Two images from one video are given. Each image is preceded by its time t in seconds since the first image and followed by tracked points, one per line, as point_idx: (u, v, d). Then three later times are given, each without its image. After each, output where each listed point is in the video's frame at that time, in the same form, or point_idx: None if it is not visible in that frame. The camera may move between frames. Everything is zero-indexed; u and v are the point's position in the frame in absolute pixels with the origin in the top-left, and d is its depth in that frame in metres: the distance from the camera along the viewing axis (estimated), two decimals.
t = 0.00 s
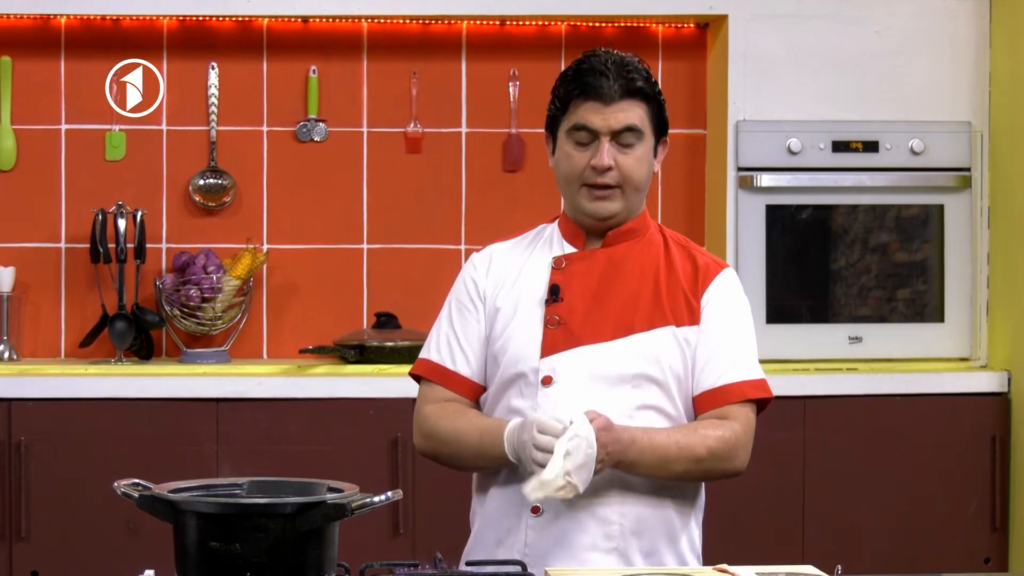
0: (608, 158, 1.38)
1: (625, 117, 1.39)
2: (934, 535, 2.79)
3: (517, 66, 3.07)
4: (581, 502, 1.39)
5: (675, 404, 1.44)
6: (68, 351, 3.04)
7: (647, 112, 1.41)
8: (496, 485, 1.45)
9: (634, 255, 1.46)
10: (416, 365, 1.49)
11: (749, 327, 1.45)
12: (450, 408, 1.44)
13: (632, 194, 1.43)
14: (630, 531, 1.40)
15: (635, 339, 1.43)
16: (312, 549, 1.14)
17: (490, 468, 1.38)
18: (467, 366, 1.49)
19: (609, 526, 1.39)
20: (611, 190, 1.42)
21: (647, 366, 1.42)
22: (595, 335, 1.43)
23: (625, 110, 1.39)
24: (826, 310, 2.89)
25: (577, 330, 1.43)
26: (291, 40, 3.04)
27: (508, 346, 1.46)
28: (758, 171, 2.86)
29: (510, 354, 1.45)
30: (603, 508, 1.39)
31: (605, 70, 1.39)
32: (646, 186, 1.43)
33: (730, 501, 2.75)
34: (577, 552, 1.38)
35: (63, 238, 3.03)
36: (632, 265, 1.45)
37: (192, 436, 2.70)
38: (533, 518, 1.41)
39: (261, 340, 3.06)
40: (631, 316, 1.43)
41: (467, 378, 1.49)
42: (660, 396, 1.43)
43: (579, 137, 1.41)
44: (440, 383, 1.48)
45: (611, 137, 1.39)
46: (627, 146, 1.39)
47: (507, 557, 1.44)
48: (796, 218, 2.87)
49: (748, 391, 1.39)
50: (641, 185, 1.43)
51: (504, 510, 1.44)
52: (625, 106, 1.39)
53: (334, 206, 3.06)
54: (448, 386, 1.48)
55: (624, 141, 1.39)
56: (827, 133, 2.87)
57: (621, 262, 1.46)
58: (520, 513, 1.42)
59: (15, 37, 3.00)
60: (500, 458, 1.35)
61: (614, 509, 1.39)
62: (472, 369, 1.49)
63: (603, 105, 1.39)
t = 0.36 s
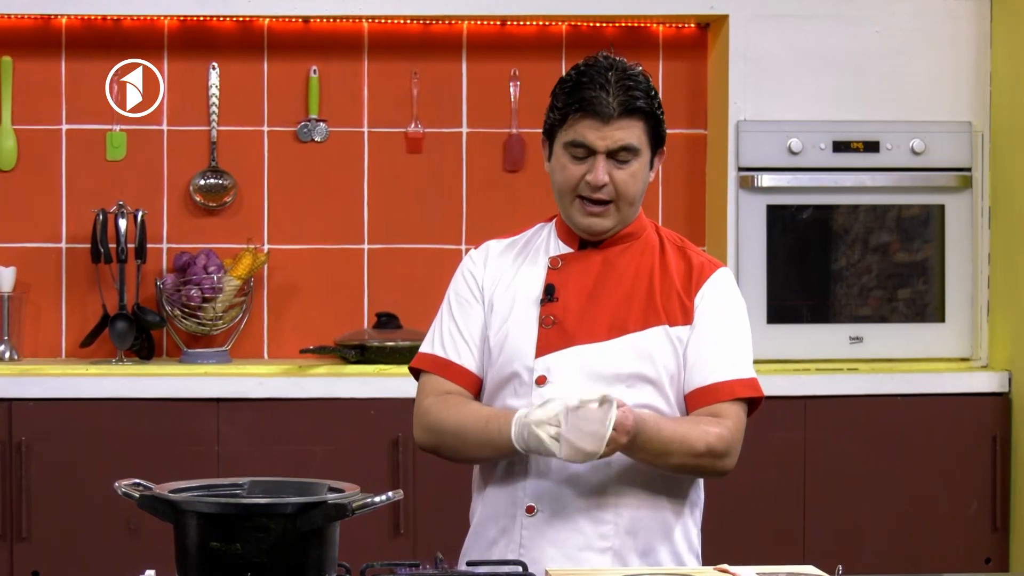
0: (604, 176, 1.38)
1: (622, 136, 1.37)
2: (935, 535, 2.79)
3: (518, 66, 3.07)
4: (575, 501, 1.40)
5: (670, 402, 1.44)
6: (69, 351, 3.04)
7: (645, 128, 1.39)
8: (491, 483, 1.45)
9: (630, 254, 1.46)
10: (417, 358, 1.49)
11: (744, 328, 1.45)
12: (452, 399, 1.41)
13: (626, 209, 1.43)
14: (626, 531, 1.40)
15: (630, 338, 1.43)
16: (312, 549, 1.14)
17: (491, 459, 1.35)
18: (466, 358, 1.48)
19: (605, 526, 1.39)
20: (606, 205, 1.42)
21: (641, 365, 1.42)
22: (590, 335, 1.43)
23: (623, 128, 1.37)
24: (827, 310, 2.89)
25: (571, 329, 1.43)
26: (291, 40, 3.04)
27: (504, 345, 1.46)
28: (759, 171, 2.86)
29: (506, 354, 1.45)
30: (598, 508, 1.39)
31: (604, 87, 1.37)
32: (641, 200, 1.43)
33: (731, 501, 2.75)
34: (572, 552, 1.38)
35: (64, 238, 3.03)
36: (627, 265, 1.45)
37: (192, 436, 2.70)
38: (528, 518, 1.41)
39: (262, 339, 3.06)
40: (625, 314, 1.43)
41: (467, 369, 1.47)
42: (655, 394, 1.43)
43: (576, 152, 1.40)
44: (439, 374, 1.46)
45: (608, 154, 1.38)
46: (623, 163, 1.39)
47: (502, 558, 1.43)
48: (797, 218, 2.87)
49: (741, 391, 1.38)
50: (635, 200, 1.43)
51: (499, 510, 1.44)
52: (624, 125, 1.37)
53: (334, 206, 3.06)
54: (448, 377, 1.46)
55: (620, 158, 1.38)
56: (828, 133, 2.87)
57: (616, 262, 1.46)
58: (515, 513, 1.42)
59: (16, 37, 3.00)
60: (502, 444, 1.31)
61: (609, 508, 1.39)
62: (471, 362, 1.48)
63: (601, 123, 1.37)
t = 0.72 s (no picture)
0: (617, 163, 1.37)
1: (629, 123, 1.37)
2: (936, 535, 2.79)
3: (519, 67, 3.07)
4: (576, 501, 1.39)
5: (671, 402, 1.43)
6: (69, 352, 3.04)
7: (647, 115, 1.40)
8: (490, 481, 1.45)
9: (632, 254, 1.46)
10: (417, 354, 1.48)
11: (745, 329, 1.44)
12: (457, 391, 1.41)
13: (639, 196, 1.42)
14: (626, 532, 1.39)
15: (631, 338, 1.43)
16: (313, 549, 1.14)
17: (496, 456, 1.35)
18: (468, 354, 1.47)
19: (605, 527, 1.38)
20: (619, 194, 1.41)
21: (642, 365, 1.42)
22: (592, 335, 1.43)
23: (629, 115, 1.38)
24: (827, 310, 2.89)
25: (574, 329, 1.44)
26: (292, 40, 3.04)
27: (507, 344, 1.46)
28: (759, 171, 2.87)
29: (509, 352, 1.46)
30: (598, 508, 1.39)
31: (603, 77, 1.38)
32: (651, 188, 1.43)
33: (731, 501, 2.75)
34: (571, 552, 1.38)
35: (65, 238, 3.03)
36: (629, 266, 1.45)
37: (193, 436, 2.70)
38: (528, 517, 1.40)
39: (262, 340, 3.06)
40: (627, 315, 1.43)
41: (469, 363, 1.47)
42: (658, 394, 1.43)
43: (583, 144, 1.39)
44: (440, 368, 1.46)
45: (617, 142, 1.38)
46: (632, 150, 1.39)
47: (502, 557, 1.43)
48: (797, 218, 2.87)
49: (740, 392, 1.38)
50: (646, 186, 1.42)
51: (500, 509, 1.43)
52: (629, 111, 1.38)
53: (335, 206, 3.06)
54: (452, 370, 1.46)
55: (628, 145, 1.38)
56: (828, 133, 2.87)
57: (618, 262, 1.46)
58: (515, 512, 1.41)
59: (16, 37, 3.00)
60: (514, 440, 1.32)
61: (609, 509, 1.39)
62: (473, 357, 1.48)
63: (607, 112, 1.37)
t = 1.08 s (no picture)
0: (624, 146, 1.37)
1: (637, 107, 1.38)
2: (937, 536, 2.79)
3: (519, 67, 3.07)
4: (576, 499, 1.38)
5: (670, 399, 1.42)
6: (70, 352, 3.03)
7: (654, 107, 1.41)
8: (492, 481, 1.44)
9: (635, 254, 1.46)
10: (419, 347, 1.47)
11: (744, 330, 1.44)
12: (468, 392, 1.39)
13: (646, 183, 1.40)
14: (626, 529, 1.38)
15: (634, 337, 1.42)
16: (314, 549, 1.14)
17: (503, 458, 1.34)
18: (471, 348, 1.46)
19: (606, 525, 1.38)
20: (627, 178, 1.39)
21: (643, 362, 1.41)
22: (594, 334, 1.42)
23: (637, 101, 1.38)
24: (828, 311, 2.89)
25: (576, 328, 1.43)
26: (293, 41, 3.04)
27: (509, 341, 1.45)
28: (760, 171, 2.87)
29: (512, 349, 1.45)
30: (599, 506, 1.38)
31: (611, 65, 1.40)
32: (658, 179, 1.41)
33: (731, 502, 2.75)
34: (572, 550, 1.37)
35: (65, 239, 3.03)
36: (632, 265, 1.45)
37: (194, 437, 2.71)
38: (529, 516, 1.39)
39: (262, 341, 3.05)
40: (629, 315, 1.43)
41: (471, 358, 1.46)
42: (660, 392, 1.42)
43: (591, 128, 1.40)
44: (442, 360, 1.45)
45: (625, 127, 1.38)
46: (640, 136, 1.38)
47: (502, 556, 1.42)
48: (798, 219, 2.87)
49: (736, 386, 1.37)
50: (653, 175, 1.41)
51: (501, 507, 1.43)
52: (637, 97, 1.38)
53: (336, 206, 3.06)
54: (455, 365, 1.45)
55: (636, 131, 1.38)
56: (829, 134, 2.86)
57: (621, 262, 1.45)
58: (516, 511, 1.41)
59: (17, 38, 3.00)
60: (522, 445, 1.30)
61: (610, 507, 1.38)
62: (476, 351, 1.46)
63: (615, 96, 1.38)
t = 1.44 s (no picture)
0: (635, 144, 1.37)
1: (645, 105, 1.38)
2: (937, 537, 2.79)
3: (519, 67, 3.06)
4: (580, 498, 1.38)
5: (671, 401, 1.41)
6: (70, 352, 3.01)
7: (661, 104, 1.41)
8: (495, 478, 1.44)
9: (642, 253, 1.45)
10: (427, 342, 1.46)
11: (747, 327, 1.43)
12: (472, 379, 1.39)
13: (656, 180, 1.40)
14: (631, 529, 1.38)
15: (639, 337, 1.41)
16: (313, 549, 1.13)
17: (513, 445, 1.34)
18: (479, 343, 1.46)
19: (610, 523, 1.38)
20: (638, 176, 1.38)
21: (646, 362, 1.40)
22: (599, 333, 1.42)
23: (644, 98, 1.38)
24: (828, 312, 2.88)
25: (582, 327, 1.43)
26: (293, 41, 3.03)
27: (517, 339, 1.45)
28: (760, 171, 2.87)
29: (518, 347, 1.45)
30: (603, 506, 1.38)
31: (617, 63, 1.40)
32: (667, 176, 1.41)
33: (730, 503, 2.75)
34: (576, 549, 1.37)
35: (65, 239, 3.01)
36: (638, 265, 1.44)
37: (194, 437, 2.72)
38: (532, 514, 1.39)
39: (262, 342, 3.05)
40: (635, 315, 1.42)
41: (479, 353, 1.45)
42: (663, 392, 1.41)
43: (600, 126, 1.39)
44: (450, 356, 1.44)
45: (634, 125, 1.38)
46: (649, 134, 1.39)
47: (504, 555, 1.42)
48: (798, 219, 2.87)
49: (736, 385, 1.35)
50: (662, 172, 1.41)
51: (505, 504, 1.43)
52: (644, 95, 1.39)
53: (336, 207, 3.05)
54: (463, 360, 1.44)
55: (645, 129, 1.38)
56: (829, 134, 2.86)
57: (627, 261, 1.45)
58: (519, 509, 1.41)
59: (17, 39, 2.99)
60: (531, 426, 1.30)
61: (613, 506, 1.38)
62: (483, 347, 1.46)
63: (624, 95, 1.38)
